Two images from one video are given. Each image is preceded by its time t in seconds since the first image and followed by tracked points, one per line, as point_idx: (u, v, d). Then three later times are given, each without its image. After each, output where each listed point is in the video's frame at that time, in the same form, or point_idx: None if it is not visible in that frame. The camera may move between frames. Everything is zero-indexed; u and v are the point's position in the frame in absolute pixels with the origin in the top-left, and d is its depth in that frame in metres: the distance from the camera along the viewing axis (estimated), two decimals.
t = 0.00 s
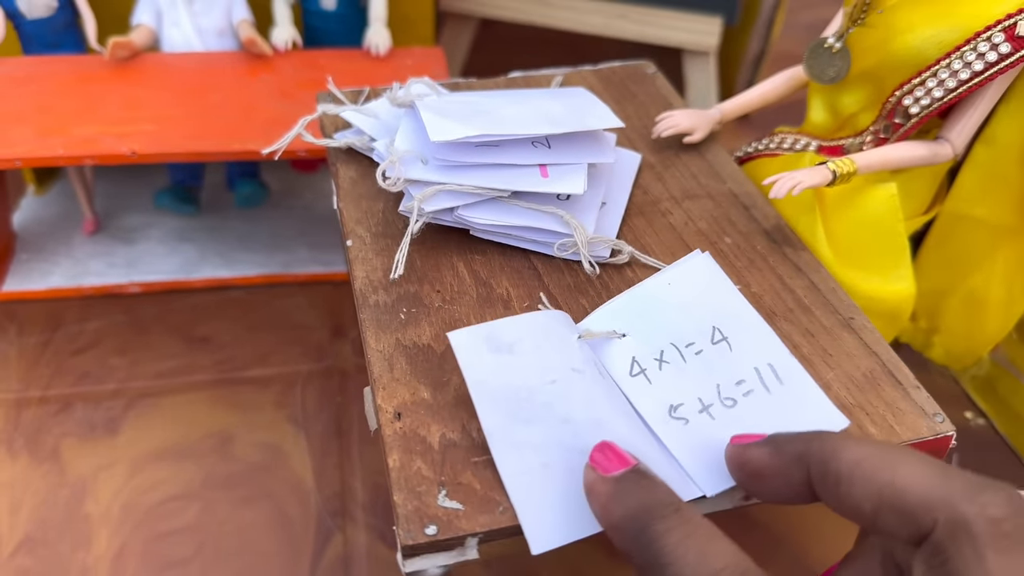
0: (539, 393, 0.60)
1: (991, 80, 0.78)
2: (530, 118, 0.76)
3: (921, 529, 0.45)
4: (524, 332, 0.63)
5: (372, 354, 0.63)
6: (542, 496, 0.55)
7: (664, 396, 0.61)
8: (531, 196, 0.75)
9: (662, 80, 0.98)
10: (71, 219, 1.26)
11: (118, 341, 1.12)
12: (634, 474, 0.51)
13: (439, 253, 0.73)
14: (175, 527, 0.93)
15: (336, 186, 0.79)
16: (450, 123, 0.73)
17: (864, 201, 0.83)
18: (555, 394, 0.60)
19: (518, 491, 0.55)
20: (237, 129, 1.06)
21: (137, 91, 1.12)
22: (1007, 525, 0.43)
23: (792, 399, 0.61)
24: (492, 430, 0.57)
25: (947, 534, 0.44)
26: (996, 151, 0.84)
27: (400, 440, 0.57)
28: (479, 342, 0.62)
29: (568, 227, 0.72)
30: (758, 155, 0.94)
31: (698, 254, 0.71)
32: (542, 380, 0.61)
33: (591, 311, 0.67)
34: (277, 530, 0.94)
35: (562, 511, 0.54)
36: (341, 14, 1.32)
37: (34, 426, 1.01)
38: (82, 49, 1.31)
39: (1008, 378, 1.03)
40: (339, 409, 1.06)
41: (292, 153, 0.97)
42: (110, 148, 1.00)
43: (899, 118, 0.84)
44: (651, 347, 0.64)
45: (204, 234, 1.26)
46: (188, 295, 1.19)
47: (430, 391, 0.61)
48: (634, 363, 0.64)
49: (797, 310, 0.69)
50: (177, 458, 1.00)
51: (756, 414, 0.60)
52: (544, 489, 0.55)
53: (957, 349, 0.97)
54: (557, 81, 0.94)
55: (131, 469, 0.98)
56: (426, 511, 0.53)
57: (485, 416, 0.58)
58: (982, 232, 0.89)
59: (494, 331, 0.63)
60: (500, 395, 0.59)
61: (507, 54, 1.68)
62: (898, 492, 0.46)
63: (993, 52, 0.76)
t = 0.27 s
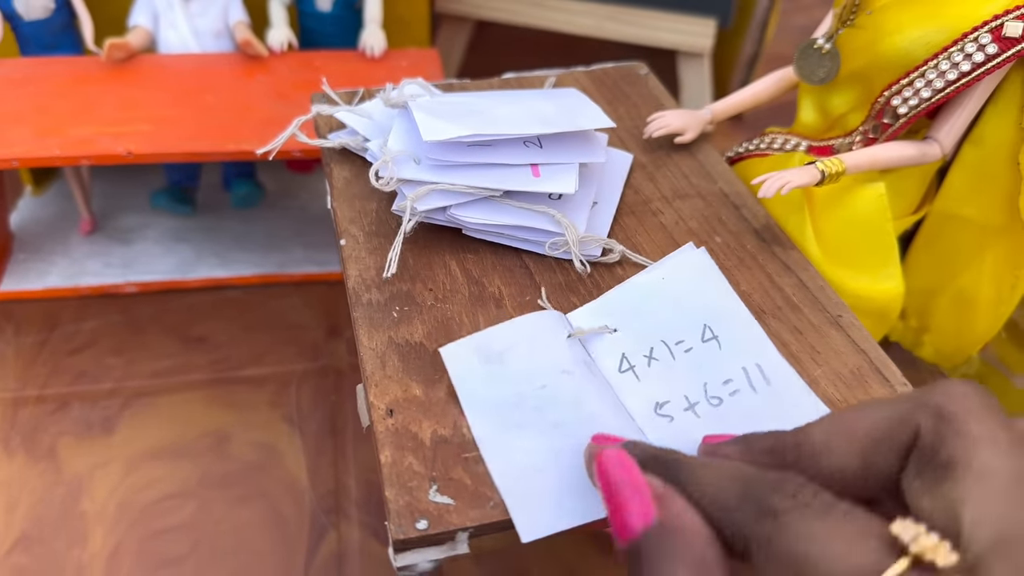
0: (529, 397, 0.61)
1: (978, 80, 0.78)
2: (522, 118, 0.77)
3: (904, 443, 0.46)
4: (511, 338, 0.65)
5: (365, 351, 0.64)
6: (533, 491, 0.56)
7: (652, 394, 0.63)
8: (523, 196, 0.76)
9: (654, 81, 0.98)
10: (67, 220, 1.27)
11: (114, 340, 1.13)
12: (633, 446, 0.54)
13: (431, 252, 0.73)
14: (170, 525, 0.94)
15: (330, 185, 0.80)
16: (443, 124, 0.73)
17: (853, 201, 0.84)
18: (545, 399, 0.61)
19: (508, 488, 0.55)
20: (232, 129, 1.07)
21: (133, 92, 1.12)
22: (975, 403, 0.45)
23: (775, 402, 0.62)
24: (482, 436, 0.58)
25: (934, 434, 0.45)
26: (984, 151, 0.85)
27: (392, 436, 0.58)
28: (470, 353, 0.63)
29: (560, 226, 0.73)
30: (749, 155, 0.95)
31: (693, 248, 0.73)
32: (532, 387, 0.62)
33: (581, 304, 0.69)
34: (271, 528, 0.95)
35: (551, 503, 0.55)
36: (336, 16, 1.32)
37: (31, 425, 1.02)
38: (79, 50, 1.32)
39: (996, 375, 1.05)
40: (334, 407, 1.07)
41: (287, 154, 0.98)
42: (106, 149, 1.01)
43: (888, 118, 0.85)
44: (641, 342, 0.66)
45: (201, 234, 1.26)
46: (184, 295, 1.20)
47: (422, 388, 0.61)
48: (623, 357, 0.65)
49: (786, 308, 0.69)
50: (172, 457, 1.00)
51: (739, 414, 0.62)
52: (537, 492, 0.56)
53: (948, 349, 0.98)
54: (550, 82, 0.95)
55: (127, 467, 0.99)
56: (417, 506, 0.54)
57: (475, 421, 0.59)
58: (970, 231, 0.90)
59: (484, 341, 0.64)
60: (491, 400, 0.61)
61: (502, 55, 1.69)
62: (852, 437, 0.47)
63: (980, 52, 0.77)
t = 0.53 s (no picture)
0: (538, 373, 0.62)
1: (979, 81, 0.78)
2: (522, 118, 0.77)
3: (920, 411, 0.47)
4: (528, 317, 0.66)
5: (365, 353, 0.64)
6: (536, 479, 0.55)
7: (658, 395, 0.63)
8: (523, 197, 0.75)
9: (654, 82, 0.98)
10: (66, 221, 1.27)
11: (113, 342, 1.12)
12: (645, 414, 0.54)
13: (431, 253, 0.73)
14: (169, 526, 0.93)
15: (330, 187, 0.80)
16: (442, 125, 0.73)
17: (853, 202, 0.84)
18: (553, 377, 0.62)
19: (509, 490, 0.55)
20: (232, 130, 1.07)
21: (132, 93, 1.12)
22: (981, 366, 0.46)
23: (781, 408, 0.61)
24: (489, 406, 0.59)
25: (946, 401, 0.45)
26: (985, 152, 0.85)
27: (392, 439, 0.58)
28: (483, 327, 0.64)
29: (560, 228, 0.73)
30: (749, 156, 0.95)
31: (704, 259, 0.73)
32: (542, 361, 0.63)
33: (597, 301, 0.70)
34: (270, 529, 0.94)
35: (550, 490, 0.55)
36: (335, 17, 1.32)
37: (29, 427, 1.01)
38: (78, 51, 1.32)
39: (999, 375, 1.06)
40: (333, 409, 1.07)
41: (286, 155, 0.98)
42: (105, 150, 1.01)
43: (888, 119, 0.84)
44: (648, 345, 0.66)
45: (200, 235, 1.26)
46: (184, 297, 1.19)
47: (422, 390, 0.61)
48: (630, 358, 0.65)
49: (787, 309, 0.69)
50: (172, 458, 1.00)
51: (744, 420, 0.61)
52: (535, 468, 0.56)
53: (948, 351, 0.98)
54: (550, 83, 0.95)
55: (126, 469, 0.98)
56: (417, 509, 0.54)
57: (484, 389, 0.60)
58: (971, 232, 0.90)
59: (499, 315, 0.65)
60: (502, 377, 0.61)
61: (502, 57, 1.69)
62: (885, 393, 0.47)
63: (981, 53, 0.77)
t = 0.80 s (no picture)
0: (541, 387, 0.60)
1: (986, 80, 0.78)
2: (526, 118, 0.76)
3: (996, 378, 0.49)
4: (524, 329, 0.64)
5: (369, 354, 0.63)
6: (544, 486, 0.55)
7: (665, 380, 0.59)
8: (528, 196, 0.75)
9: (658, 81, 0.98)
10: (66, 222, 1.26)
11: (113, 344, 1.12)
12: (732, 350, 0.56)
13: (435, 253, 0.73)
14: (171, 529, 0.93)
15: (332, 187, 0.79)
16: (447, 124, 0.73)
17: (861, 202, 0.84)
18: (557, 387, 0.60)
19: (516, 493, 0.54)
20: (233, 130, 1.06)
21: (132, 93, 1.11)
22: None
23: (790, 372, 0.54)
24: (491, 424, 0.58)
25: None
26: (992, 151, 0.85)
27: (398, 441, 0.57)
28: (481, 342, 0.63)
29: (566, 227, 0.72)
30: (754, 156, 0.94)
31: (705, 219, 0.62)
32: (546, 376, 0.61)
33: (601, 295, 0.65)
34: (273, 532, 0.94)
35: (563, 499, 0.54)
36: (337, 17, 1.32)
37: (30, 429, 1.01)
38: (77, 51, 1.31)
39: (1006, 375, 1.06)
40: (336, 410, 1.06)
41: (288, 155, 0.97)
42: (106, 150, 1.00)
43: (895, 118, 0.84)
44: (654, 329, 0.61)
45: (201, 236, 1.26)
46: (184, 298, 1.19)
47: (427, 392, 0.61)
48: (637, 350, 0.61)
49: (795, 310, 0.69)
50: (173, 460, 0.99)
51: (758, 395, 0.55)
52: (544, 482, 0.55)
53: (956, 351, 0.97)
54: (553, 82, 0.94)
55: (128, 471, 0.98)
56: (423, 512, 0.53)
57: (485, 409, 0.59)
58: (978, 231, 0.89)
59: (498, 327, 0.64)
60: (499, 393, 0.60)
61: (502, 57, 1.69)
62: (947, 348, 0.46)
63: (989, 52, 0.77)
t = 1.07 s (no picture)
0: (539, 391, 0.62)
1: (985, 79, 0.78)
2: (525, 117, 0.76)
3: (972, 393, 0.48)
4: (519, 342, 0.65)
5: (367, 354, 0.63)
6: (545, 483, 0.55)
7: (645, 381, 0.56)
8: (526, 196, 0.75)
9: (657, 80, 0.98)
10: (64, 222, 1.26)
11: (111, 344, 1.11)
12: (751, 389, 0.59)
13: (433, 253, 0.72)
14: (169, 530, 0.92)
15: (330, 186, 0.79)
16: (445, 123, 0.73)
17: (860, 201, 0.84)
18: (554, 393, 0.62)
19: (514, 493, 0.54)
20: (230, 130, 1.06)
21: (130, 93, 1.11)
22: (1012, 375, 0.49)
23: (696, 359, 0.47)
24: (490, 424, 0.58)
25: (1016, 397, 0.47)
26: (990, 150, 0.85)
27: (396, 440, 0.57)
28: (484, 353, 0.63)
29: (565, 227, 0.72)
30: (753, 155, 0.94)
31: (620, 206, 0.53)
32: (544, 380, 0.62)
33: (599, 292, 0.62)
34: (271, 533, 0.93)
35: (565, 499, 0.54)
36: (335, 16, 1.31)
37: (28, 430, 1.00)
38: (75, 52, 1.31)
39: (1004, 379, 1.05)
40: (334, 410, 1.06)
41: (286, 155, 0.97)
42: (104, 150, 1.00)
43: (894, 117, 0.84)
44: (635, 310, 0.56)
45: (199, 236, 1.25)
46: (182, 298, 1.18)
47: (426, 392, 0.60)
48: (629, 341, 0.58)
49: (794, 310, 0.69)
50: (171, 461, 0.99)
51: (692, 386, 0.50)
52: (543, 480, 0.55)
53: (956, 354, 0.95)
54: (552, 81, 0.94)
55: (126, 472, 0.97)
56: (421, 512, 0.53)
57: (484, 410, 0.59)
58: (977, 231, 0.89)
59: (498, 334, 0.65)
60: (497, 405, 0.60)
61: (501, 57, 1.68)
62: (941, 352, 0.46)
63: (988, 50, 0.77)
